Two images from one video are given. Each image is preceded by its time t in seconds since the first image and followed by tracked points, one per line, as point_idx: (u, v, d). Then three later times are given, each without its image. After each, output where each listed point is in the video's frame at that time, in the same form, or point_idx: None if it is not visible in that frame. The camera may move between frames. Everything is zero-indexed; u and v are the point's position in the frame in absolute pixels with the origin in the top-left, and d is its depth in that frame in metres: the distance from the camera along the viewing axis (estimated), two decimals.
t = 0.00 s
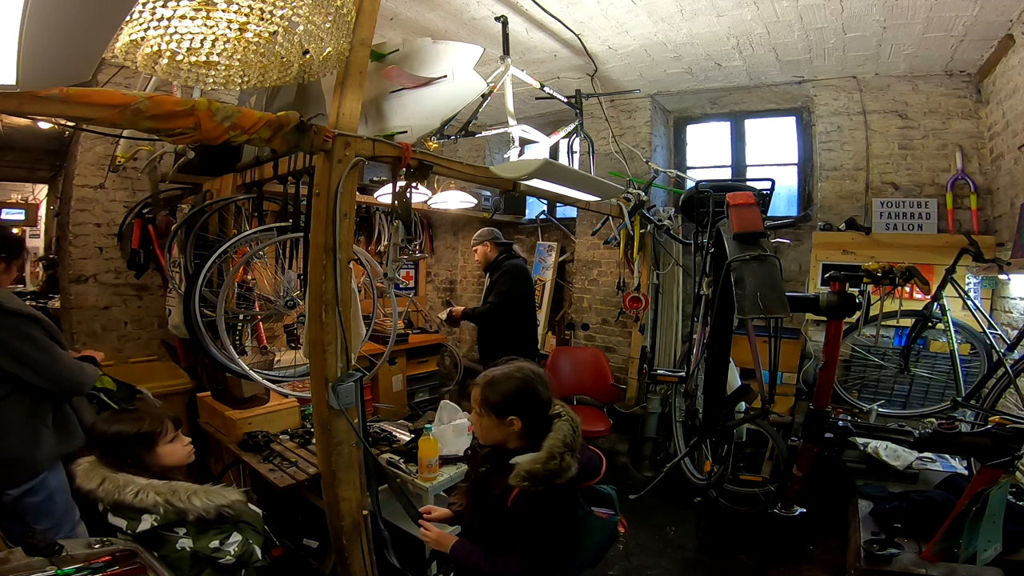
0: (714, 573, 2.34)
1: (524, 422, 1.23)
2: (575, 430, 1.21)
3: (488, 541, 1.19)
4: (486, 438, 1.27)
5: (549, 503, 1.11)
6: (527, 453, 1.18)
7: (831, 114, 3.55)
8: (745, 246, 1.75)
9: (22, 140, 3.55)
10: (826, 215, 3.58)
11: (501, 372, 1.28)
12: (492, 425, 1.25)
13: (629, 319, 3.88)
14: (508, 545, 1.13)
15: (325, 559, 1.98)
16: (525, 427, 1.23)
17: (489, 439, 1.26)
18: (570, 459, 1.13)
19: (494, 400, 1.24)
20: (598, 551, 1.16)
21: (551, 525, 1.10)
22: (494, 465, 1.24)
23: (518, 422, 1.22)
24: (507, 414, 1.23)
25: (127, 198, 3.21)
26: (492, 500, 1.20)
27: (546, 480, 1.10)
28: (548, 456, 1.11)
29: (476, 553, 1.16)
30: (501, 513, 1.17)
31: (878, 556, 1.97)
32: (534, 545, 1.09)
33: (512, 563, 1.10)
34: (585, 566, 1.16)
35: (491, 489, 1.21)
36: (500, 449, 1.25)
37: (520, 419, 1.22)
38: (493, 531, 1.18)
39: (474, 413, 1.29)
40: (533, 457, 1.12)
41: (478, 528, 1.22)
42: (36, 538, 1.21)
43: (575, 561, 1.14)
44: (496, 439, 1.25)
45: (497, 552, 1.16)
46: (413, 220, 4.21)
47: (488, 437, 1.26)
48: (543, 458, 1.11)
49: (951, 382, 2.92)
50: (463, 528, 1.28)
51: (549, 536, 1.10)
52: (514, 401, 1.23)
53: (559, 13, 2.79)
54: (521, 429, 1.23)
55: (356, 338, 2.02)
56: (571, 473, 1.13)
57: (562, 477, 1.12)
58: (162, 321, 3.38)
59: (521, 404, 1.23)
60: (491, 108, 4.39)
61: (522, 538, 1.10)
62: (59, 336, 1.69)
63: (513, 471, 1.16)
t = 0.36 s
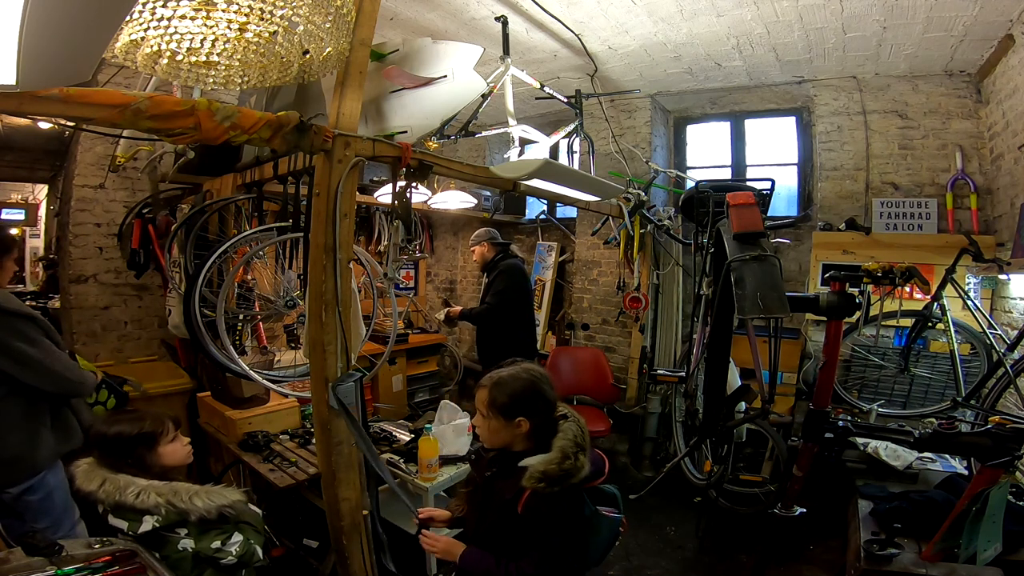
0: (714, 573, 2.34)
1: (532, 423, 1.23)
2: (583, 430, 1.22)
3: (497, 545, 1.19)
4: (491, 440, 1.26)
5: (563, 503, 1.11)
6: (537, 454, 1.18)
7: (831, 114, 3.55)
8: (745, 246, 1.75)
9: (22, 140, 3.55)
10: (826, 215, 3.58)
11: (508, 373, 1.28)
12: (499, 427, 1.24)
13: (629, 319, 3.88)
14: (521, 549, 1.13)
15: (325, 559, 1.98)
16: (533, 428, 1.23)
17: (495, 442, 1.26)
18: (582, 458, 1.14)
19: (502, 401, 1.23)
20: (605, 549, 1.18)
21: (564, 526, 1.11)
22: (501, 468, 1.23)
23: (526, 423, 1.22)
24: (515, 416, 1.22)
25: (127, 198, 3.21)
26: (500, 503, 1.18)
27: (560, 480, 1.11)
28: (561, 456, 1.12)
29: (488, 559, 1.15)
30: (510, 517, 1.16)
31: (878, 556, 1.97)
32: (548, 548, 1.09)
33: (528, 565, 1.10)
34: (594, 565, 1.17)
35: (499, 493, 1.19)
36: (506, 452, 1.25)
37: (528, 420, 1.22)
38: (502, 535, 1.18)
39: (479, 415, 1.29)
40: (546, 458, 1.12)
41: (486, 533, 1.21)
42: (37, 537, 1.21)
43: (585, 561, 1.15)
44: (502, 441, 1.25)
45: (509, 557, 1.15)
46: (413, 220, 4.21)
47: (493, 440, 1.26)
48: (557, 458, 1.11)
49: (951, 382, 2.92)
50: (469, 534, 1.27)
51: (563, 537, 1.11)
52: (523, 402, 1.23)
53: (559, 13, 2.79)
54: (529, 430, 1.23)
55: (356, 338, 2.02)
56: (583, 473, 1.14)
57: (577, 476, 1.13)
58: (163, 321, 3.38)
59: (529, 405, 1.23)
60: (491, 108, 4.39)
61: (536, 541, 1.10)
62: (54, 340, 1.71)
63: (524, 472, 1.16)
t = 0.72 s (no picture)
0: (714, 573, 2.34)
1: (534, 425, 1.23)
2: (584, 433, 1.22)
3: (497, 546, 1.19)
4: (492, 442, 1.26)
5: (563, 506, 1.11)
6: (538, 457, 1.18)
7: (831, 114, 3.55)
8: (745, 246, 1.75)
9: (21, 140, 3.55)
10: (826, 215, 3.57)
11: (511, 375, 1.28)
12: (501, 429, 1.24)
13: (629, 319, 3.89)
14: (520, 552, 1.13)
15: (325, 559, 1.98)
16: (534, 430, 1.23)
17: (497, 444, 1.26)
18: (583, 462, 1.14)
19: (506, 403, 1.23)
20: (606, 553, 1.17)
21: (564, 529, 1.11)
22: (501, 470, 1.23)
23: (528, 426, 1.22)
24: (516, 418, 1.22)
25: (127, 198, 3.21)
26: (500, 506, 1.18)
27: (561, 484, 1.10)
28: (561, 460, 1.12)
29: (487, 561, 1.15)
30: (510, 520, 1.16)
31: (878, 556, 1.97)
32: (548, 551, 1.09)
33: (527, 569, 1.10)
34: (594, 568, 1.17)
35: (499, 496, 1.20)
36: (506, 455, 1.25)
37: (530, 422, 1.22)
38: (502, 538, 1.18)
39: (481, 417, 1.29)
40: (547, 462, 1.12)
41: (486, 535, 1.22)
42: (37, 537, 1.21)
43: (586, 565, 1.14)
44: (503, 443, 1.25)
45: (508, 560, 1.15)
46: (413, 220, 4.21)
47: (495, 442, 1.26)
48: (557, 462, 1.11)
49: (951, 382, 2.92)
50: (468, 536, 1.27)
51: (563, 539, 1.11)
52: (526, 404, 1.23)
53: (559, 13, 2.79)
54: (530, 432, 1.23)
55: (356, 338, 2.02)
56: (584, 476, 1.14)
57: (577, 480, 1.13)
58: (163, 321, 3.38)
59: (531, 407, 1.23)
60: (491, 108, 4.39)
61: (536, 544, 1.10)
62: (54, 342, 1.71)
63: (524, 476, 1.16)
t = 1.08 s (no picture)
0: (714, 573, 2.34)
1: (533, 426, 1.23)
2: (583, 433, 1.22)
3: (496, 547, 1.19)
4: (492, 443, 1.26)
5: (561, 507, 1.11)
6: (536, 458, 1.18)
7: (831, 114, 3.55)
8: (745, 246, 1.75)
9: (21, 140, 3.55)
10: (826, 215, 3.57)
11: (510, 376, 1.28)
12: (500, 429, 1.24)
13: (629, 319, 3.89)
14: (519, 553, 1.13)
15: (325, 559, 1.98)
16: (533, 431, 1.23)
17: (496, 444, 1.26)
18: (581, 463, 1.14)
19: (505, 404, 1.23)
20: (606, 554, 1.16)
21: (562, 530, 1.11)
22: (499, 471, 1.23)
23: (527, 427, 1.22)
24: (515, 419, 1.22)
25: (127, 198, 3.21)
26: (499, 507, 1.18)
27: (559, 485, 1.10)
28: (560, 461, 1.12)
29: (485, 562, 1.15)
30: (508, 521, 1.16)
31: (878, 556, 1.97)
32: (546, 551, 1.10)
33: (524, 569, 1.10)
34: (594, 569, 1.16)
35: (497, 496, 1.20)
36: (505, 455, 1.25)
37: (530, 423, 1.22)
38: (501, 539, 1.18)
39: (480, 417, 1.29)
40: (544, 463, 1.11)
41: (485, 536, 1.22)
42: (37, 537, 1.21)
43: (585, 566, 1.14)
44: (502, 444, 1.25)
45: (507, 561, 1.15)
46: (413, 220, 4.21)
47: (494, 443, 1.26)
48: (555, 463, 1.11)
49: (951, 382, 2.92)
50: (467, 536, 1.27)
51: (561, 541, 1.10)
52: (525, 405, 1.23)
53: (559, 13, 2.79)
54: (530, 433, 1.23)
55: (356, 338, 2.02)
56: (582, 477, 1.14)
57: (575, 480, 1.12)
58: (163, 321, 3.38)
59: (531, 407, 1.22)
60: (491, 108, 4.39)
61: (534, 545, 1.10)
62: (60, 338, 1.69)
63: (522, 477, 1.16)
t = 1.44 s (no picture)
0: (714, 573, 2.34)
1: (532, 426, 1.23)
2: (583, 433, 1.22)
3: (497, 548, 1.19)
4: (491, 444, 1.26)
5: (563, 507, 1.11)
6: (537, 459, 1.18)
7: (831, 114, 3.55)
8: (745, 246, 1.75)
9: (21, 140, 3.54)
10: (826, 215, 3.57)
11: (508, 376, 1.27)
12: (499, 430, 1.24)
13: (629, 319, 3.89)
14: (521, 554, 1.14)
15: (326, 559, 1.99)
16: (533, 432, 1.23)
17: (495, 445, 1.26)
18: (583, 463, 1.14)
19: (503, 405, 1.23)
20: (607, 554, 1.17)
21: (565, 531, 1.11)
22: (500, 472, 1.23)
23: (525, 427, 1.22)
24: (514, 419, 1.22)
25: (127, 198, 3.22)
26: (500, 509, 1.18)
27: (561, 485, 1.10)
28: (561, 461, 1.11)
29: (487, 565, 1.15)
30: (510, 522, 1.16)
31: (878, 556, 1.97)
32: (549, 553, 1.10)
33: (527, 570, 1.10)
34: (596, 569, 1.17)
35: (498, 497, 1.20)
36: (505, 456, 1.25)
37: (528, 423, 1.22)
38: (502, 540, 1.18)
39: (478, 418, 1.28)
40: (547, 463, 1.11)
41: (486, 538, 1.22)
42: (36, 537, 1.21)
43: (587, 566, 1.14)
44: (502, 444, 1.25)
45: (509, 562, 1.15)
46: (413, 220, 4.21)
47: (493, 443, 1.25)
48: (557, 463, 1.11)
49: (951, 382, 2.92)
50: (468, 538, 1.27)
51: (563, 542, 1.11)
52: (523, 405, 1.23)
53: (559, 13, 2.79)
54: (528, 433, 1.23)
55: (356, 337, 2.02)
56: (584, 478, 1.14)
57: (577, 481, 1.12)
58: (163, 321, 3.38)
59: (529, 407, 1.22)
60: (491, 108, 4.39)
61: (537, 546, 1.11)
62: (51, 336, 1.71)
63: (523, 477, 1.16)
